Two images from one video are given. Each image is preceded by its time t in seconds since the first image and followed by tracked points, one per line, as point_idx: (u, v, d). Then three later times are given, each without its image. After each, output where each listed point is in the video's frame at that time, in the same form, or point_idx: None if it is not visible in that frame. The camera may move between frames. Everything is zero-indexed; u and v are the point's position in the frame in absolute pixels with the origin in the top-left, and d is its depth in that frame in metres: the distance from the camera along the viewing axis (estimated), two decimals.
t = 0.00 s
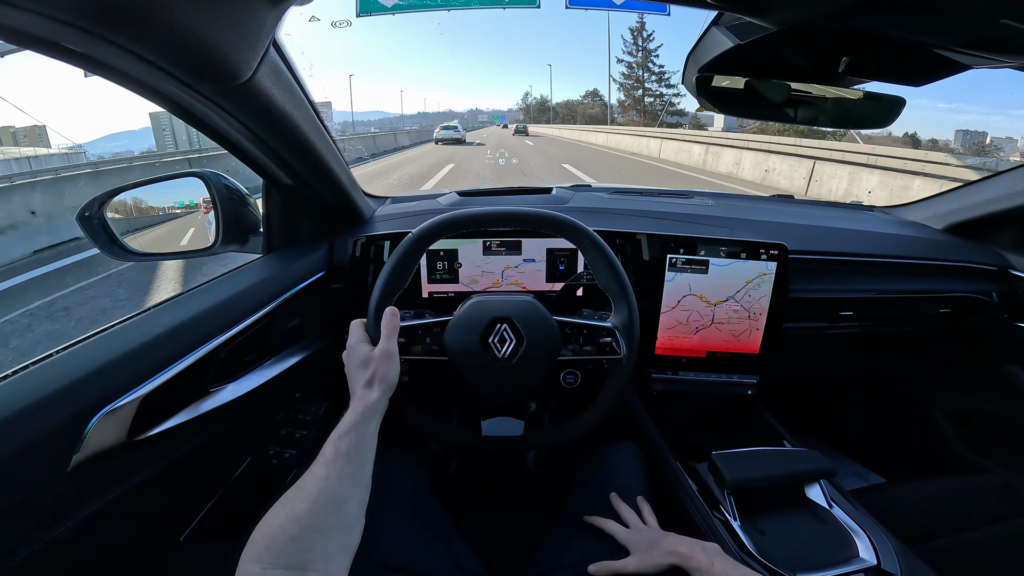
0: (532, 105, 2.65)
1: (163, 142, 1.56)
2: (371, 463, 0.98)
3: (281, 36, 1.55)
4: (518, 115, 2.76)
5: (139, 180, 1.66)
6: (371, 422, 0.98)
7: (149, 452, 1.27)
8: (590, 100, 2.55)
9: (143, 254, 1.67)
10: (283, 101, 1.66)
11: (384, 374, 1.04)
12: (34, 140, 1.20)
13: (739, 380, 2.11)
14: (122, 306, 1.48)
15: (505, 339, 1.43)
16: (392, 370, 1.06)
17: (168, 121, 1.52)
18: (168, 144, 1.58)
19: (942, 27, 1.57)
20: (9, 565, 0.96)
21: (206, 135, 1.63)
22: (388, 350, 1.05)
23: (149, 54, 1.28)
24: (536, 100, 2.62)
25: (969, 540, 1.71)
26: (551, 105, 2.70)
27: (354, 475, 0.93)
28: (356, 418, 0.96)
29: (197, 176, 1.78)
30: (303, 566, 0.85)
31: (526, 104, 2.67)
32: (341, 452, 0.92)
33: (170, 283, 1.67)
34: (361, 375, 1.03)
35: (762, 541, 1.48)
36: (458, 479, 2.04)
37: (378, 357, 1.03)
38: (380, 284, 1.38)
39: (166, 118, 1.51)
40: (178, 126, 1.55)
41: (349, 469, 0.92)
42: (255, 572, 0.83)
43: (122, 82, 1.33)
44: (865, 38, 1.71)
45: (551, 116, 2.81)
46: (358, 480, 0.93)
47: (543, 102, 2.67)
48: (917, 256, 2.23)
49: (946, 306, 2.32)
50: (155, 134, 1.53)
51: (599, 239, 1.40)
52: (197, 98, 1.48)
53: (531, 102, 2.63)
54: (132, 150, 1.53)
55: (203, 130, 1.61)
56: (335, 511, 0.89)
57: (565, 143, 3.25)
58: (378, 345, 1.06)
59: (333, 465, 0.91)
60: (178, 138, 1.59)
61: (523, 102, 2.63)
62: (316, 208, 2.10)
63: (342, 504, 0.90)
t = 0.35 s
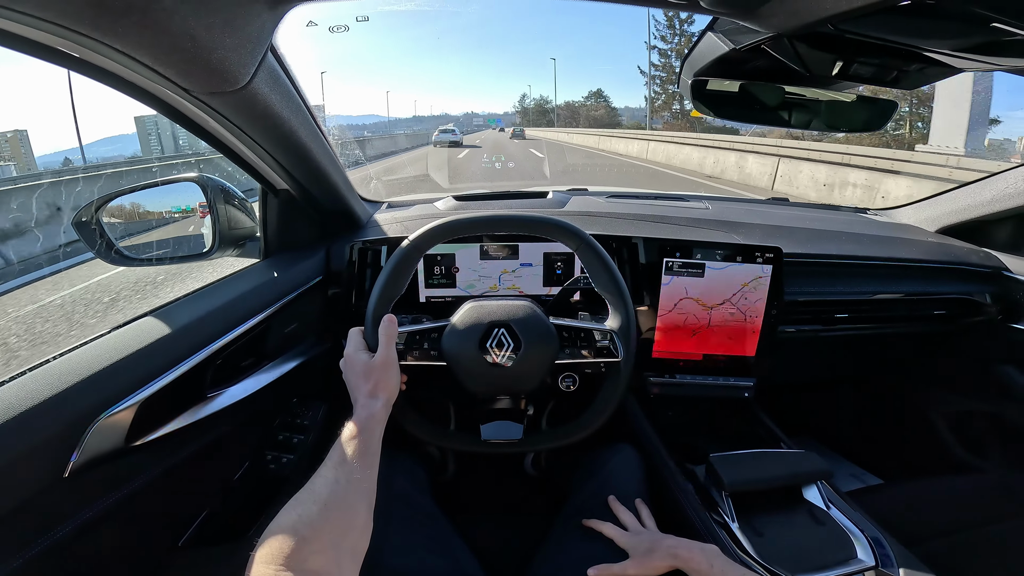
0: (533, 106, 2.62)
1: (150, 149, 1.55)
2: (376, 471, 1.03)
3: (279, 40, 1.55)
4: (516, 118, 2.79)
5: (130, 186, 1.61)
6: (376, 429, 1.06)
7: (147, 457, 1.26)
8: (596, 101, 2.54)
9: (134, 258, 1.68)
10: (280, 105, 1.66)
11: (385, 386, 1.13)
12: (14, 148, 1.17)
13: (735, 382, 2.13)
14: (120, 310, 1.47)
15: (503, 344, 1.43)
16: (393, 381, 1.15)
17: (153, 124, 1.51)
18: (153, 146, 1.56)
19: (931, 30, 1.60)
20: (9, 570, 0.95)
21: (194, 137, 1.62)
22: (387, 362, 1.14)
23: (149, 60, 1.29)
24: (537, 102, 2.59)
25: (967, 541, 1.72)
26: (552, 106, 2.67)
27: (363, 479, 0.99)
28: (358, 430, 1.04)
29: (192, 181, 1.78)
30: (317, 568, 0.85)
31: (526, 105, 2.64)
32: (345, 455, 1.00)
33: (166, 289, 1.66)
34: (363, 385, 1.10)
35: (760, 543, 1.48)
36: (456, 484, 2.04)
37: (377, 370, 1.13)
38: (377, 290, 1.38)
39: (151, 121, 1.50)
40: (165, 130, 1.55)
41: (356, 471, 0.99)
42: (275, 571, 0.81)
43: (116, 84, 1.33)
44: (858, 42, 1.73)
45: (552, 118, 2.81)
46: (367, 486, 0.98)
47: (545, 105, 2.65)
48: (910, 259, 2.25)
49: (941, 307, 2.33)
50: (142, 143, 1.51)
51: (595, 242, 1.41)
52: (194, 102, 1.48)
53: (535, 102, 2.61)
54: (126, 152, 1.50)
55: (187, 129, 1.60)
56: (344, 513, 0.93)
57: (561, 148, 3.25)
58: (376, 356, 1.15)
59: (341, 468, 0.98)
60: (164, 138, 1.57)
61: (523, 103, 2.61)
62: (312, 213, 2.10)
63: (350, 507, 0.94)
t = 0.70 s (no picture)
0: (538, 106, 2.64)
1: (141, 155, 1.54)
2: (373, 472, 1.06)
3: (278, 50, 1.59)
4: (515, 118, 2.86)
5: (133, 190, 1.64)
6: (374, 428, 1.09)
7: (149, 458, 1.29)
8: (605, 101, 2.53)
9: (136, 262, 1.71)
10: (280, 114, 1.69)
11: (383, 388, 1.15)
12: None
13: (728, 383, 2.16)
14: (122, 313, 1.50)
15: (497, 346, 1.46)
16: (390, 384, 1.18)
17: (142, 128, 1.49)
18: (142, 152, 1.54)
19: (913, 34, 1.66)
20: (13, 567, 0.98)
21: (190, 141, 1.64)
22: (383, 365, 1.17)
23: (153, 71, 1.32)
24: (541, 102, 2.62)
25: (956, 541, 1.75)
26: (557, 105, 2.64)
27: (362, 477, 1.02)
28: (353, 432, 1.06)
29: (192, 186, 1.80)
30: (316, 562, 0.88)
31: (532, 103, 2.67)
32: (343, 455, 1.03)
33: (167, 292, 1.69)
34: (360, 388, 1.14)
35: (750, 541, 1.51)
36: (453, 484, 2.06)
37: (374, 373, 1.17)
38: (374, 294, 1.41)
39: (139, 125, 1.48)
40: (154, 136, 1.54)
41: (355, 471, 1.02)
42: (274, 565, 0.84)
43: (119, 94, 1.37)
44: (846, 46, 1.80)
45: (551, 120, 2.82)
46: (365, 483, 1.02)
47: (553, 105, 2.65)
48: (901, 261, 2.27)
49: (932, 309, 2.36)
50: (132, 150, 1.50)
51: (587, 246, 1.44)
52: (195, 111, 1.51)
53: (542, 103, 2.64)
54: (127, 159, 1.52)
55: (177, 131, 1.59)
56: (341, 512, 0.95)
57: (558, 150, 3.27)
58: (373, 359, 1.19)
59: (339, 467, 1.01)
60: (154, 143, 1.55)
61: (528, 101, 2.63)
62: (311, 218, 2.13)
63: (348, 505, 0.97)
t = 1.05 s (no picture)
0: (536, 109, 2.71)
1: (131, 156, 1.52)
2: (374, 468, 1.10)
3: (281, 56, 1.63)
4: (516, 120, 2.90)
5: (140, 192, 1.66)
6: (375, 425, 1.12)
7: (155, 455, 1.32)
8: (616, 100, 2.57)
9: (140, 262, 1.73)
10: (284, 118, 1.73)
11: (382, 389, 1.18)
12: None
13: (724, 382, 2.19)
14: (127, 312, 1.53)
15: (497, 345, 1.49)
16: (389, 384, 1.20)
17: (132, 128, 1.48)
18: (133, 153, 1.51)
19: (901, 38, 1.70)
20: (24, 563, 1.01)
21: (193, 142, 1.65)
22: (383, 365, 1.20)
23: (162, 78, 1.35)
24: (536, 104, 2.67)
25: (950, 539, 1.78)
26: (568, 106, 2.64)
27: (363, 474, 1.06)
28: (355, 431, 1.09)
29: (197, 188, 1.84)
30: (320, 558, 0.90)
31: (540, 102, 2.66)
32: (346, 452, 1.06)
33: (172, 292, 1.71)
34: (361, 388, 1.16)
35: (745, 538, 1.54)
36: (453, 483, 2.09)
37: (373, 374, 1.19)
38: (374, 295, 1.44)
39: (130, 125, 1.47)
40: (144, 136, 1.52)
41: (357, 469, 1.05)
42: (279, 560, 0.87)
43: (126, 98, 1.40)
44: (838, 52, 1.85)
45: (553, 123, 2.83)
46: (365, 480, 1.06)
47: (561, 105, 2.64)
48: (896, 262, 2.30)
49: (926, 309, 2.38)
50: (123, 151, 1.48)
51: (584, 246, 1.46)
52: (201, 116, 1.54)
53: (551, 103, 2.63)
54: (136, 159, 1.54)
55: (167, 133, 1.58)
56: (343, 510, 0.99)
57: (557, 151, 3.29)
58: (373, 360, 1.21)
59: (342, 465, 1.04)
60: (144, 145, 1.54)
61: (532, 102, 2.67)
62: (313, 219, 2.16)
63: (350, 503, 1.00)
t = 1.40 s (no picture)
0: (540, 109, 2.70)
1: (121, 159, 1.50)
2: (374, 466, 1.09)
3: (285, 52, 1.63)
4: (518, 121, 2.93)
5: (143, 189, 1.67)
6: (374, 423, 1.12)
7: (155, 451, 1.31)
8: (633, 99, 2.47)
9: (144, 261, 1.73)
10: (287, 114, 1.73)
11: (383, 387, 1.18)
12: None
13: (727, 380, 2.18)
14: (128, 309, 1.53)
15: (499, 342, 1.48)
16: (390, 382, 1.20)
17: (123, 131, 1.44)
18: (124, 157, 1.50)
19: (903, 34, 1.70)
20: (23, 559, 1.00)
21: (193, 141, 1.66)
22: (384, 363, 1.20)
23: (166, 71, 1.36)
24: (539, 104, 2.67)
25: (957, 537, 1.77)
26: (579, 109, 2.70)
27: (361, 471, 1.05)
28: (353, 429, 1.09)
29: (197, 186, 1.83)
30: (318, 558, 0.89)
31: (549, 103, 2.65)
32: (345, 450, 1.06)
33: (173, 289, 1.71)
34: (361, 385, 1.16)
35: (750, 536, 1.52)
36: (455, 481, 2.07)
37: (375, 371, 1.19)
38: (376, 294, 1.42)
39: (120, 129, 1.43)
40: (134, 138, 1.49)
41: (356, 467, 1.04)
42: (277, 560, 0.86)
43: (133, 93, 1.39)
44: (839, 48, 1.85)
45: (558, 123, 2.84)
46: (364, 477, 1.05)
47: (571, 105, 2.64)
48: (899, 259, 2.29)
49: (929, 306, 2.38)
50: (113, 154, 1.46)
51: (587, 243, 1.45)
52: (206, 110, 1.54)
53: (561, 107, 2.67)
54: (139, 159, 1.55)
55: (157, 134, 1.55)
56: (342, 508, 0.98)
57: (558, 152, 3.28)
58: (375, 357, 1.21)
59: (341, 463, 1.03)
60: (134, 148, 1.51)
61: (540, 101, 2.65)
62: (315, 218, 2.15)
63: (348, 502, 0.99)
